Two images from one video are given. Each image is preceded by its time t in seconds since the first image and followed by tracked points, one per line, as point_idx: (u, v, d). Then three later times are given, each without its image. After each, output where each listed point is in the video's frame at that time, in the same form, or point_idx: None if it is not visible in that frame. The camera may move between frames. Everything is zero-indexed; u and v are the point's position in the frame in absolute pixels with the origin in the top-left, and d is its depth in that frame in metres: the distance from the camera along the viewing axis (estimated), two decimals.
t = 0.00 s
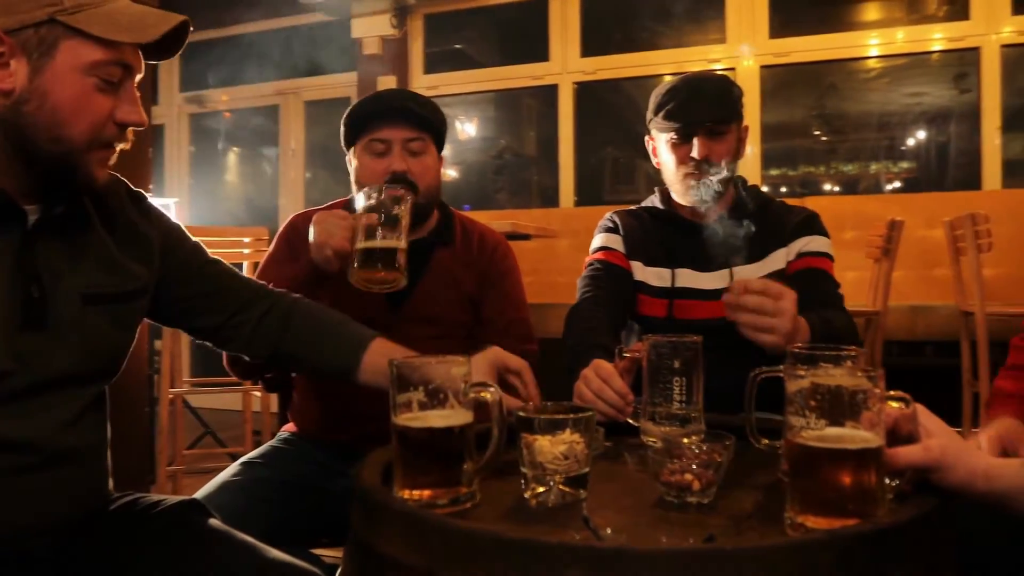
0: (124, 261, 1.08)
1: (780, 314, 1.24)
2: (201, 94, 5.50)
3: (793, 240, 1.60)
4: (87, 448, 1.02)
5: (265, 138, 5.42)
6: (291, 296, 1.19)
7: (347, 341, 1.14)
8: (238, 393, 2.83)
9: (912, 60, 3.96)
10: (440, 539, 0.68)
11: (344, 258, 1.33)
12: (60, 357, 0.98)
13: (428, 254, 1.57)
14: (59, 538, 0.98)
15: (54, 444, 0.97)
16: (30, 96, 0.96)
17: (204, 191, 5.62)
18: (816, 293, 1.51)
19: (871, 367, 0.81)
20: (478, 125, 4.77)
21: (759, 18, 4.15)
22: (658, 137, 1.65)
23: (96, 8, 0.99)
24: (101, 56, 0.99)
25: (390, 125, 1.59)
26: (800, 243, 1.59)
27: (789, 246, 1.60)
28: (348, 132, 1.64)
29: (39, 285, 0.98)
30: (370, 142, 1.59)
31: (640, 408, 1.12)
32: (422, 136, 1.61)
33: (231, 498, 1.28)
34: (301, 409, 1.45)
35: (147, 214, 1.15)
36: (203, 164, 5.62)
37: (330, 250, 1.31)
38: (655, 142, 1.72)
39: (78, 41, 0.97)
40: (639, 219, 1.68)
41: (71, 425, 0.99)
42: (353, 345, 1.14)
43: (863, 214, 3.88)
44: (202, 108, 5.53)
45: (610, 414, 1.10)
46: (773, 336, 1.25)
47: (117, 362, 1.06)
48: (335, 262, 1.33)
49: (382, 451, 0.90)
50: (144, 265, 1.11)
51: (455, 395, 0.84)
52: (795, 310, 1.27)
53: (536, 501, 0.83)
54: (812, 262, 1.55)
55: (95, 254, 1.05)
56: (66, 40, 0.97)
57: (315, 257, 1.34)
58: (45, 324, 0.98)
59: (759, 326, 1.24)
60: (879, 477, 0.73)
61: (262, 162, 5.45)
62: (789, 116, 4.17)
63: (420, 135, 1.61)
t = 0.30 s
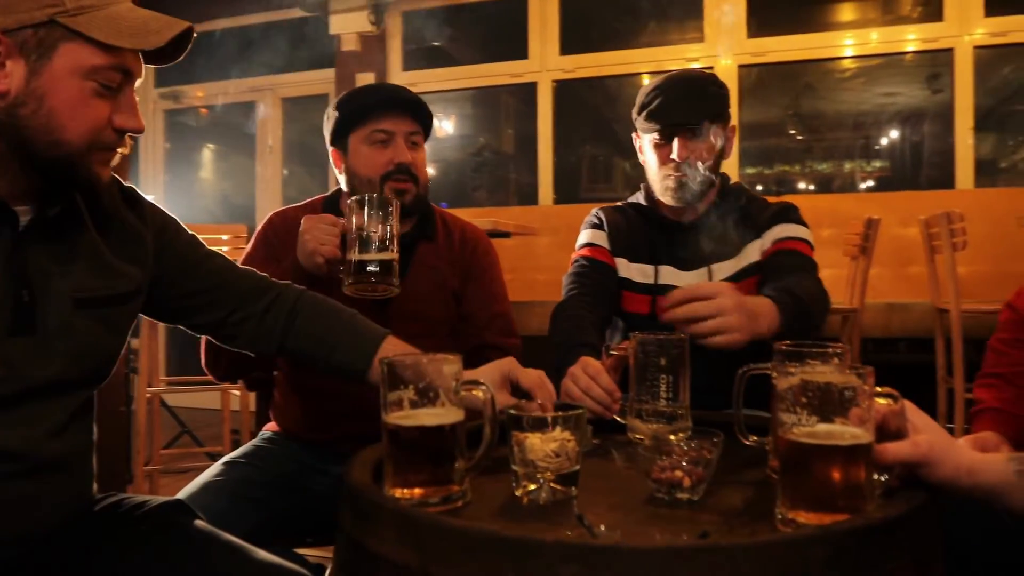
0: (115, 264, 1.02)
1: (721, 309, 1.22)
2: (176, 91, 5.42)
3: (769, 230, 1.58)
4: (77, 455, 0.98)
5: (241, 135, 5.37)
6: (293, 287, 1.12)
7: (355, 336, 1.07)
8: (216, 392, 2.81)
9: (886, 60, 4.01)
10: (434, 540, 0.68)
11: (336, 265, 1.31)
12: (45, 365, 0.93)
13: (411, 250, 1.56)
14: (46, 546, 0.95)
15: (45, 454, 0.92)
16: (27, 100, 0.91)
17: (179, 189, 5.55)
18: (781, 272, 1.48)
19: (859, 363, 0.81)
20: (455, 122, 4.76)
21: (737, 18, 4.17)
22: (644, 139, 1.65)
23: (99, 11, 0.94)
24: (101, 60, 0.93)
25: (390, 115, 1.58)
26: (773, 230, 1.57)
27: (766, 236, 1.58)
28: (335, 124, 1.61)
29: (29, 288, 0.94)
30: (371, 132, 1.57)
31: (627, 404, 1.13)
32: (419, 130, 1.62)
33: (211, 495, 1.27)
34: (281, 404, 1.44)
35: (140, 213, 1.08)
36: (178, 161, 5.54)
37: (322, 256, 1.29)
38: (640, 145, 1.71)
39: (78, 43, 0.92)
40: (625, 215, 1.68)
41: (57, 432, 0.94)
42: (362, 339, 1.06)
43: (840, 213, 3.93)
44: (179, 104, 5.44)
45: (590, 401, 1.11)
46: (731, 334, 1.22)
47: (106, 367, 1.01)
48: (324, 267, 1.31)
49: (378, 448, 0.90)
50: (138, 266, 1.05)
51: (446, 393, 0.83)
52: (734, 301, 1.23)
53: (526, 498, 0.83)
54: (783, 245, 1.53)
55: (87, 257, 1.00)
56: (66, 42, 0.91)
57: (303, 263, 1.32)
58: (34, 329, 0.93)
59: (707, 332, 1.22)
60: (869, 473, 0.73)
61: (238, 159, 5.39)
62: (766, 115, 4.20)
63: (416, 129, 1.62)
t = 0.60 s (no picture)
0: (108, 266, 0.98)
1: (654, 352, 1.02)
2: (149, 85, 5.36)
3: (743, 234, 1.49)
4: (66, 463, 0.95)
5: (214, 131, 5.31)
6: (287, 287, 1.11)
7: (351, 338, 1.05)
8: (193, 391, 2.77)
9: (860, 61, 4.06)
10: (435, 543, 0.67)
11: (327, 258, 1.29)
12: (33, 373, 0.88)
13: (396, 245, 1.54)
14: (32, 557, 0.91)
15: (33, 463, 0.89)
16: (22, 101, 0.85)
17: (151, 185, 5.48)
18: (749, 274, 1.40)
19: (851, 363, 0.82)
20: (432, 120, 4.74)
21: (714, 18, 4.19)
22: (620, 138, 1.59)
23: (96, 9, 0.88)
24: (99, 61, 0.88)
25: (377, 106, 1.57)
26: (749, 230, 1.48)
27: (739, 237, 1.49)
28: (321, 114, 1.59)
29: (19, 294, 0.88)
30: (359, 124, 1.55)
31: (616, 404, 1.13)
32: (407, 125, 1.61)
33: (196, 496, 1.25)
34: (262, 405, 1.43)
35: (132, 212, 1.05)
36: (150, 156, 5.47)
37: (314, 250, 1.27)
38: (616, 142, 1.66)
39: (75, 43, 0.87)
40: (609, 210, 1.67)
41: (44, 441, 0.90)
42: (360, 341, 1.05)
43: (815, 213, 3.97)
44: (151, 99, 5.40)
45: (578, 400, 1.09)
46: (676, 373, 1.02)
47: (94, 373, 0.96)
48: (315, 260, 1.29)
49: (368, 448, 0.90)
50: (130, 267, 1.01)
51: (439, 393, 0.83)
52: (666, 333, 1.05)
53: (518, 498, 0.83)
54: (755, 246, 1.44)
55: (78, 259, 0.95)
56: (64, 42, 0.86)
57: (292, 255, 1.30)
58: (21, 336, 0.88)
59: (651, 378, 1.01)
60: (862, 472, 0.74)
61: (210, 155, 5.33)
62: (742, 114, 4.23)
63: (403, 121, 1.60)
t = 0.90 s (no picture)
0: (105, 272, 0.97)
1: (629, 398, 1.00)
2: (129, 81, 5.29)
3: (736, 240, 1.45)
4: (62, 471, 0.93)
5: (194, 128, 5.25)
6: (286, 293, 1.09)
7: (352, 346, 1.04)
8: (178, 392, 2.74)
9: (841, 62, 4.09)
10: (449, 553, 0.66)
11: (324, 258, 1.29)
12: (29, 380, 0.87)
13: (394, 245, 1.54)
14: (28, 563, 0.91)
15: (29, 473, 0.88)
16: (22, 104, 0.84)
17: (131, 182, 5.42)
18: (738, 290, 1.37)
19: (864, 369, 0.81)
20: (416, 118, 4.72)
21: (698, 18, 4.21)
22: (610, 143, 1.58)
23: (100, 11, 0.87)
24: (103, 64, 0.87)
25: (395, 102, 1.59)
26: (740, 240, 1.44)
27: (731, 246, 1.45)
28: (336, 105, 1.59)
29: (16, 300, 0.87)
30: (382, 117, 1.57)
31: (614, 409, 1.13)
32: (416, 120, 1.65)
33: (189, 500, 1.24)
34: (254, 408, 1.42)
35: (130, 217, 1.03)
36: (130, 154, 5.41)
37: (311, 248, 1.27)
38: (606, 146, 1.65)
39: (78, 46, 0.85)
40: (603, 206, 1.65)
41: (39, 450, 0.89)
42: (360, 350, 1.04)
43: (799, 212, 4.00)
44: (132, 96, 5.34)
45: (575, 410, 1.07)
46: (655, 416, 1.00)
47: (90, 382, 0.95)
48: (311, 259, 1.29)
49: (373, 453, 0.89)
50: (128, 273, 1.00)
51: (445, 399, 0.82)
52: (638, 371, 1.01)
53: (524, 505, 0.82)
54: (742, 261, 1.40)
55: (75, 264, 0.94)
56: (66, 44, 0.85)
57: (289, 253, 1.29)
58: (19, 344, 0.86)
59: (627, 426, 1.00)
60: (873, 476, 0.74)
61: (190, 152, 5.27)
62: (725, 113, 4.24)
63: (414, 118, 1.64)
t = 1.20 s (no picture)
0: (108, 273, 0.95)
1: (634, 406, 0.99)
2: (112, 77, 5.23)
3: (742, 240, 1.46)
4: (67, 473, 0.92)
5: (179, 124, 5.19)
6: (292, 294, 1.08)
7: (361, 350, 1.03)
8: (167, 391, 2.72)
9: (826, 61, 4.11)
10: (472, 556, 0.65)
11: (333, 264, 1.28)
12: (33, 384, 0.85)
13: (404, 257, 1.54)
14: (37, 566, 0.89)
15: (36, 477, 0.86)
16: (30, 98, 0.83)
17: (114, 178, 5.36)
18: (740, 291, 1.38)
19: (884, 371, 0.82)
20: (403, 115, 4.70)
21: (688, 17, 4.21)
22: (615, 142, 1.60)
23: (110, 5, 0.87)
24: (113, 59, 0.86)
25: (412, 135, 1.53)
26: (744, 241, 1.45)
27: (738, 245, 1.46)
28: (352, 130, 1.55)
29: (20, 300, 0.85)
30: (398, 149, 1.53)
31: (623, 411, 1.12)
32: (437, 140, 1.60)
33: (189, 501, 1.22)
34: (256, 408, 1.41)
35: (134, 217, 1.02)
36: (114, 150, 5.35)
37: (321, 255, 1.26)
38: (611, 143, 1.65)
39: (87, 39, 0.85)
40: (605, 204, 1.65)
41: (44, 454, 0.87)
42: (370, 354, 1.02)
43: (787, 210, 4.02)
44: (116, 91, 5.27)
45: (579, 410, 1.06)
46: (659, 424, 0.99)
47: (95, 384, 0.94)
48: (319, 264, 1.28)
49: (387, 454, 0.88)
50: (132, 274, 0.98)
51: (461, 401, 0.81)
52: (643, 383, 1.00)
53: (541, 505, 0.81)
54: (743, 263, 1.42)
55: (80, 264, 0.93)
56: (75, 38, 0.84)
57: (299, 260, 1.28)
58: (23, 344, 0.85)
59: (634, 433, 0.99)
60: (894, 476, 0.74)
61: (174, 148, 5.20)
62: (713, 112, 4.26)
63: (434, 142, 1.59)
